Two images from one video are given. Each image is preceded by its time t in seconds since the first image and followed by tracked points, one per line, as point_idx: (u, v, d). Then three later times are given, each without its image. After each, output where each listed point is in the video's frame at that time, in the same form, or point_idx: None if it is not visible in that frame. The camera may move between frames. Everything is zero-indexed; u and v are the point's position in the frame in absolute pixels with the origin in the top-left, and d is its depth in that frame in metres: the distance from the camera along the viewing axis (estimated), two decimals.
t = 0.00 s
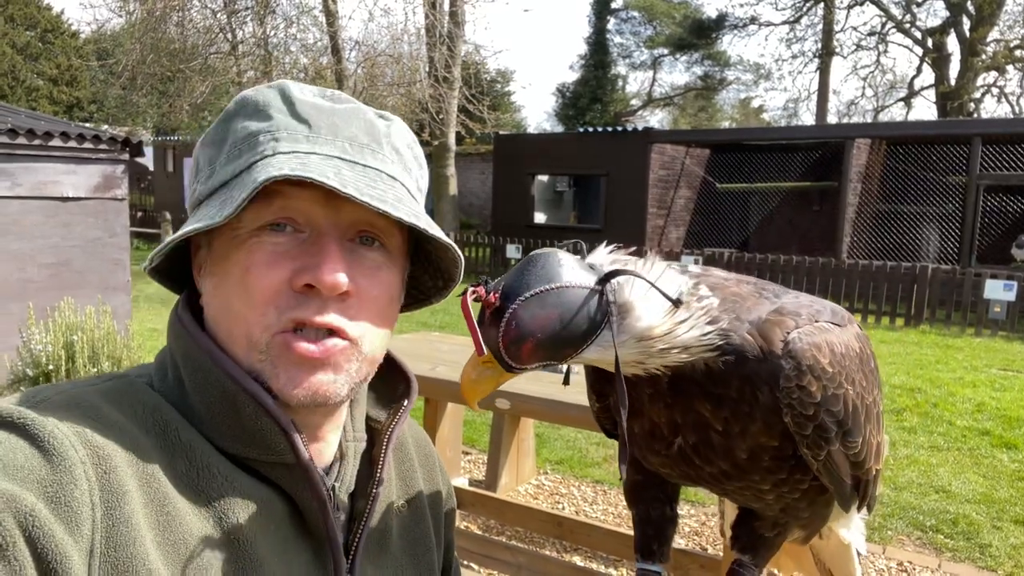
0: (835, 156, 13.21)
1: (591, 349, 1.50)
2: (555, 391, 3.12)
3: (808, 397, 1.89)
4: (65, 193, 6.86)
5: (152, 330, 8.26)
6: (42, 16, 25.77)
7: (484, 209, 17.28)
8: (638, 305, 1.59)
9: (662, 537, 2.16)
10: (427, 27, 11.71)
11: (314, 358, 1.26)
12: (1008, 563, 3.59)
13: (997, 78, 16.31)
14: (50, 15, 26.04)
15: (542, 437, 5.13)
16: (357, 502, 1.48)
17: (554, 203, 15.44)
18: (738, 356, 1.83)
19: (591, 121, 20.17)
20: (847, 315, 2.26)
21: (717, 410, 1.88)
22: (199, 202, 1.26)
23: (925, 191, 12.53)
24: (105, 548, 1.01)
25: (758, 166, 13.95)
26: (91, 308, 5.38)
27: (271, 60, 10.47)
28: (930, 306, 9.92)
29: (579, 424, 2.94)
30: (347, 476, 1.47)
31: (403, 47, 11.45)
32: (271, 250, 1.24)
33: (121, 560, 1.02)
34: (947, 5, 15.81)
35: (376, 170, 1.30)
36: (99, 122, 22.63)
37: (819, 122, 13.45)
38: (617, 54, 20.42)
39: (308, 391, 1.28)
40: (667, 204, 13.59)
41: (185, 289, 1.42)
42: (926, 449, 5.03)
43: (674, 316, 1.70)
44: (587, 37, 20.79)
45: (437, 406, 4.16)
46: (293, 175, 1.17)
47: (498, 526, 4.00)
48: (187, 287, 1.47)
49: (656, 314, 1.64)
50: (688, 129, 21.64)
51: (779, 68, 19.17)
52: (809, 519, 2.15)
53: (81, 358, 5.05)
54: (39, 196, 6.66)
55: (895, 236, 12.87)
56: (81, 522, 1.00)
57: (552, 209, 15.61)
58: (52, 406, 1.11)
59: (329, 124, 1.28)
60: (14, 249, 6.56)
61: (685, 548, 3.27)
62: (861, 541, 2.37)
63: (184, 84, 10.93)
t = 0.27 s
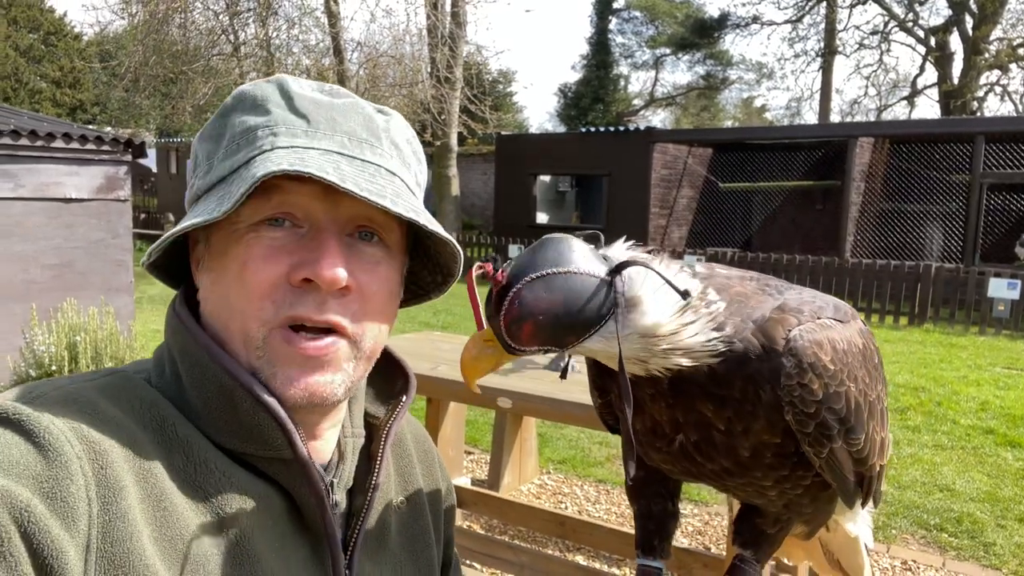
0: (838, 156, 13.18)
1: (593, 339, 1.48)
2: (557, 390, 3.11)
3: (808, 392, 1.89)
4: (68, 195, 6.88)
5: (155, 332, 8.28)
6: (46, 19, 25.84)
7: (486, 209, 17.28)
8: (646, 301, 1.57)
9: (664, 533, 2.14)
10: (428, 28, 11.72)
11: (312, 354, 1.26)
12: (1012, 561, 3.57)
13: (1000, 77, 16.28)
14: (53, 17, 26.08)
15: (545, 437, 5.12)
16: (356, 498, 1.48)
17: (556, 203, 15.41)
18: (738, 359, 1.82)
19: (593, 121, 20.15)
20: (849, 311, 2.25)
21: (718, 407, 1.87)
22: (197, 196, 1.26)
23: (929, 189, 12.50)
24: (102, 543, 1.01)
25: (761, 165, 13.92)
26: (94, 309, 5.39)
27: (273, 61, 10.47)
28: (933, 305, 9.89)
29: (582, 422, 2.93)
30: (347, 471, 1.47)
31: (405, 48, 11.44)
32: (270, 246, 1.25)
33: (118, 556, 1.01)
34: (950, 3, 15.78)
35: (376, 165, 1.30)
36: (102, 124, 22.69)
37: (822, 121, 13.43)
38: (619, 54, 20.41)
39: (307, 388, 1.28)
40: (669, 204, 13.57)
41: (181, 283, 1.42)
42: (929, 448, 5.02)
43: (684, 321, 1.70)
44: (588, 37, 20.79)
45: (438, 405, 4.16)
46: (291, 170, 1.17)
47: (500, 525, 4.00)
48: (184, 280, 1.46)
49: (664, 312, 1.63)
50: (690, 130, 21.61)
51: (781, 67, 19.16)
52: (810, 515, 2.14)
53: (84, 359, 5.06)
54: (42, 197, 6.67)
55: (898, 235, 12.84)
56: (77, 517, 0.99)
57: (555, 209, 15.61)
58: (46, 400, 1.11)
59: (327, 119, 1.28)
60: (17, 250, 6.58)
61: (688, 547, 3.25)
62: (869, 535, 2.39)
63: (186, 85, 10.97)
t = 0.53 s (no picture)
0: (840, 156, 13.18)
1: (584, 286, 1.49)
2: (560, 390, 3.11)
3: (810, 390, 1.89)
4: (71, 196, 6.89)
5: (158, 332, 8.29)
6: (48, 20, 25.92)
7: (488, 210, 17.29)
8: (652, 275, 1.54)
9: (668, 532, 2.13)
10: (430, 29, 11.71)
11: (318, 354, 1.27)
12: (1016, 561, 3.57)
13: (1003, 76, 16.26)
14: (55, 19, 26.13)
15: (547, 437, 5.12)
16: (360, 497, 1.48)
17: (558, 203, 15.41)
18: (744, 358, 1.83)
19: (595, 121, 20.14)
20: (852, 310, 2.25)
21: (720, 404, 1.87)
22: (200, 198, 1.27)
23: (931, 189, 12.49)
24: (109, 541, 1.01)
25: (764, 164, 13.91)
26: (97, 310, 5.40)
27: (275, 62, 10.48)
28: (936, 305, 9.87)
29: (586, 423, 2.92)
30: (351, 471, 1.48)
31: (407, 49, 11.42)
32: (274, 246, 1.25)
33: (125, 554, 1.02)
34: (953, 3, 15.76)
35: (379, 165, 1.30)
36: (105, 125, 22.74)
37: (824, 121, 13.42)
38: (621, 54, 20.40)
39: (313, 388, 1.28)
40: (671, 204, 13.57)
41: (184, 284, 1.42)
42: (932, 448, 5.01)
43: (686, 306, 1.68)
44: (590, 38, 20.80)
45: (441, 405, 4.16)
46: (296, 171, 1.17)
47: (503, 525, 4.00)
48: (188, 280, 1.46)
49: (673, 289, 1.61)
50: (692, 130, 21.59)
51: (783, 67, 19.15)
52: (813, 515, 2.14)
53: (87, 359, 5.06)
54: (45, 198, 6.68)
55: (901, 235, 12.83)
56: (84, 516, 1.00)
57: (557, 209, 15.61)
58: (53, 401, 1.11)
59: (330, 119, 1.29)
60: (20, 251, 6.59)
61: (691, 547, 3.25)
62: (869, 541, 2.35)
63: (188, 87, 10.99)
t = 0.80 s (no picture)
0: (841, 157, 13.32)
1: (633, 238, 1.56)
2: (561, 390, 3.10)
3: (807, 386, 1.86)
4: (72, 196, 6.90)
5: (159, 332, 8.30)
6: (50, 20, 25.95)
7: (489, 210, 17.29)
8: (702, 233, 1.58)
9: (672, 532, 2.14)
10: (432, 28, 11.70)
11: (311, 351, 1.27)
12: (1017, 563, 3.57)
13: (1005, 77, 16.24)
14: (57, 19, 26.14)
15: (548, 437, 5.12)
16: (358, 496, 1.48)
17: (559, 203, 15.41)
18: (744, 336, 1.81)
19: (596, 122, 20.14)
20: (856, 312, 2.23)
21: (709, 383, 1.85)
22: (191, 197, 1.27)
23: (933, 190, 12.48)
24: (106, 539, 1.02)
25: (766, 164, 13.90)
26: (99, 310, 5.41)
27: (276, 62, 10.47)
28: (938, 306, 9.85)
29: (587, 423, 2.92)
30: (349, 470, 1.49)
31: (408, 49, 11.41)
32: (266, 244, 1.25)
33: (121, 555, 1.02)
34: (954, 4, 15.75)
35: (369, 160, 1.30)
36: (107, 125, 22.77)
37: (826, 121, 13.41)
38: (622, 55, 20.40)
39: (307, 386, 1.28)
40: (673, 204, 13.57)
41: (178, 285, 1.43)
42: (934, 449, 5.01)
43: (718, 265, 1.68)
44: (592, 38, 20.81)
45: (442, 405, 4.16)
46: (284, 166, 1.18)
47: (504, 525, 4.00)
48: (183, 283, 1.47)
49: (724, 252, 1.67)
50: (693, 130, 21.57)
51: (784, 68, 19.15)
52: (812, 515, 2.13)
53: (88, 359, 5.07)
54: (46, 198, 6.69)
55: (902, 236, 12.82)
56: (81, 516, 1.00)
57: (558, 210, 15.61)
58: (48, 402, 1.12)
59: (319, 115, 1.29)
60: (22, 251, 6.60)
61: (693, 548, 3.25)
62: (877, 557, 2.35)
63: (190, 87, 11.00)
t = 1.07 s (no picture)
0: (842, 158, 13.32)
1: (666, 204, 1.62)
2: (563, 392, 3.10)
3: (812, 384, 1.81)
4: (73, 196, 6.89)
5: (160, 332, 8.30)
6: (51, 20, 25.96)
7: (490, 210, 17.29)
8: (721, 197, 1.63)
9: (677, 535, 2.14)
10: (433, 29, 11.69)
11: (320, 357, 1.27)
12: (1018, 566, 3.57)
13: (1005, 79, 16.24)
14: (58, 19, 26.14)
15: (549, 439, 5.12)
16: (362, 502, 1.48)
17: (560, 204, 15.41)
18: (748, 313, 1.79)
19: (597, 123, 20.13)
20: (863, 317, 2.19)
21: (712, 364, 1.81)
22: (196, 203, 1.27)
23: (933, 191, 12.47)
24: (108, 545, 1.02)
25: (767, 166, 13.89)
26: (99, 310, 5.40)
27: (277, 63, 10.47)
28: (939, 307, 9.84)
29: (588, 425, 2.92)
30: (352, 475, 1.49)
31: (409, 50, 11.42)
32: (274, 251, 1.25)
33: (124, 561, 1.02)
34: (955, 5, 15.76)
35: (378, 165, 1.30)
36: (107, 125, 22.78)
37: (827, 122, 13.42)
38: (623, 56, 20.39)
39: (315, 392, 1.28)
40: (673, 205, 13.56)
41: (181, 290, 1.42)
42: (935, 451, 5.00)
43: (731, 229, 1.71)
44: (593, 40, 20.80)
45: (443, 406, 4.16)
46: (300, 176, 1.17)
47: (505, 527, 4.00)
48: (185, 288, 1.47)
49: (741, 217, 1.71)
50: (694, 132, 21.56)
51: (785, 69, 19.14)
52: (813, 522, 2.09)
53: (89, 360, 5.07)
54: (48, 198, 6.69)
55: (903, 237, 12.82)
56: (83, 522, 1.00)
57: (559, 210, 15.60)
58: (52, 408, 1.11)
59: (327, 120, 1.29)
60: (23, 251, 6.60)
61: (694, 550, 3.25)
62: None
63: (191, 87, 11.00)
